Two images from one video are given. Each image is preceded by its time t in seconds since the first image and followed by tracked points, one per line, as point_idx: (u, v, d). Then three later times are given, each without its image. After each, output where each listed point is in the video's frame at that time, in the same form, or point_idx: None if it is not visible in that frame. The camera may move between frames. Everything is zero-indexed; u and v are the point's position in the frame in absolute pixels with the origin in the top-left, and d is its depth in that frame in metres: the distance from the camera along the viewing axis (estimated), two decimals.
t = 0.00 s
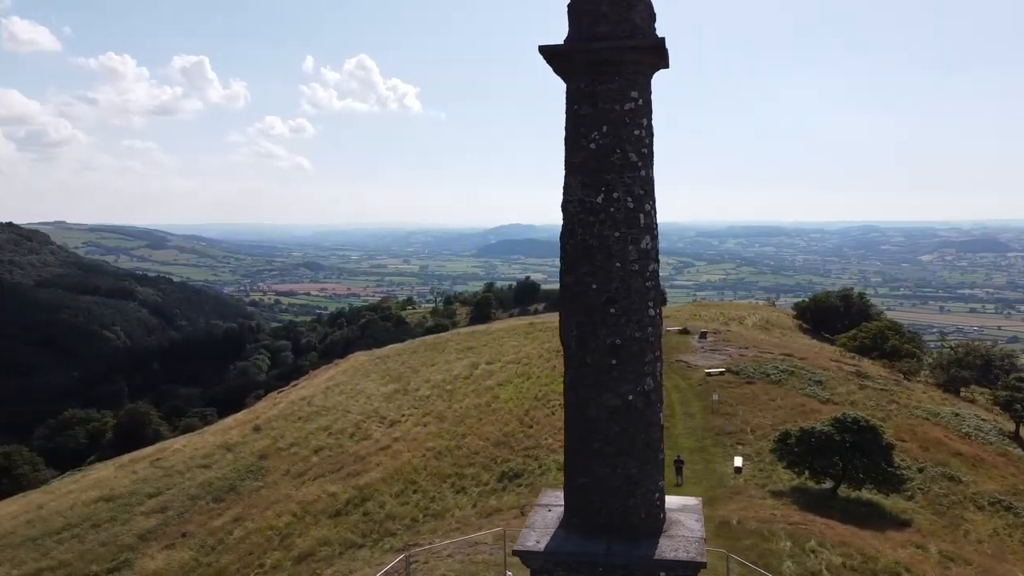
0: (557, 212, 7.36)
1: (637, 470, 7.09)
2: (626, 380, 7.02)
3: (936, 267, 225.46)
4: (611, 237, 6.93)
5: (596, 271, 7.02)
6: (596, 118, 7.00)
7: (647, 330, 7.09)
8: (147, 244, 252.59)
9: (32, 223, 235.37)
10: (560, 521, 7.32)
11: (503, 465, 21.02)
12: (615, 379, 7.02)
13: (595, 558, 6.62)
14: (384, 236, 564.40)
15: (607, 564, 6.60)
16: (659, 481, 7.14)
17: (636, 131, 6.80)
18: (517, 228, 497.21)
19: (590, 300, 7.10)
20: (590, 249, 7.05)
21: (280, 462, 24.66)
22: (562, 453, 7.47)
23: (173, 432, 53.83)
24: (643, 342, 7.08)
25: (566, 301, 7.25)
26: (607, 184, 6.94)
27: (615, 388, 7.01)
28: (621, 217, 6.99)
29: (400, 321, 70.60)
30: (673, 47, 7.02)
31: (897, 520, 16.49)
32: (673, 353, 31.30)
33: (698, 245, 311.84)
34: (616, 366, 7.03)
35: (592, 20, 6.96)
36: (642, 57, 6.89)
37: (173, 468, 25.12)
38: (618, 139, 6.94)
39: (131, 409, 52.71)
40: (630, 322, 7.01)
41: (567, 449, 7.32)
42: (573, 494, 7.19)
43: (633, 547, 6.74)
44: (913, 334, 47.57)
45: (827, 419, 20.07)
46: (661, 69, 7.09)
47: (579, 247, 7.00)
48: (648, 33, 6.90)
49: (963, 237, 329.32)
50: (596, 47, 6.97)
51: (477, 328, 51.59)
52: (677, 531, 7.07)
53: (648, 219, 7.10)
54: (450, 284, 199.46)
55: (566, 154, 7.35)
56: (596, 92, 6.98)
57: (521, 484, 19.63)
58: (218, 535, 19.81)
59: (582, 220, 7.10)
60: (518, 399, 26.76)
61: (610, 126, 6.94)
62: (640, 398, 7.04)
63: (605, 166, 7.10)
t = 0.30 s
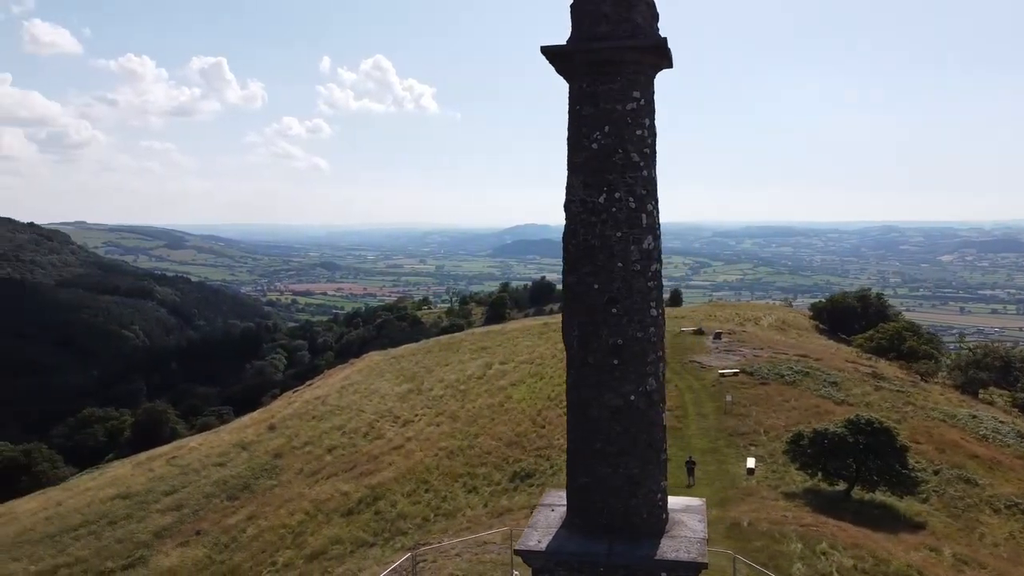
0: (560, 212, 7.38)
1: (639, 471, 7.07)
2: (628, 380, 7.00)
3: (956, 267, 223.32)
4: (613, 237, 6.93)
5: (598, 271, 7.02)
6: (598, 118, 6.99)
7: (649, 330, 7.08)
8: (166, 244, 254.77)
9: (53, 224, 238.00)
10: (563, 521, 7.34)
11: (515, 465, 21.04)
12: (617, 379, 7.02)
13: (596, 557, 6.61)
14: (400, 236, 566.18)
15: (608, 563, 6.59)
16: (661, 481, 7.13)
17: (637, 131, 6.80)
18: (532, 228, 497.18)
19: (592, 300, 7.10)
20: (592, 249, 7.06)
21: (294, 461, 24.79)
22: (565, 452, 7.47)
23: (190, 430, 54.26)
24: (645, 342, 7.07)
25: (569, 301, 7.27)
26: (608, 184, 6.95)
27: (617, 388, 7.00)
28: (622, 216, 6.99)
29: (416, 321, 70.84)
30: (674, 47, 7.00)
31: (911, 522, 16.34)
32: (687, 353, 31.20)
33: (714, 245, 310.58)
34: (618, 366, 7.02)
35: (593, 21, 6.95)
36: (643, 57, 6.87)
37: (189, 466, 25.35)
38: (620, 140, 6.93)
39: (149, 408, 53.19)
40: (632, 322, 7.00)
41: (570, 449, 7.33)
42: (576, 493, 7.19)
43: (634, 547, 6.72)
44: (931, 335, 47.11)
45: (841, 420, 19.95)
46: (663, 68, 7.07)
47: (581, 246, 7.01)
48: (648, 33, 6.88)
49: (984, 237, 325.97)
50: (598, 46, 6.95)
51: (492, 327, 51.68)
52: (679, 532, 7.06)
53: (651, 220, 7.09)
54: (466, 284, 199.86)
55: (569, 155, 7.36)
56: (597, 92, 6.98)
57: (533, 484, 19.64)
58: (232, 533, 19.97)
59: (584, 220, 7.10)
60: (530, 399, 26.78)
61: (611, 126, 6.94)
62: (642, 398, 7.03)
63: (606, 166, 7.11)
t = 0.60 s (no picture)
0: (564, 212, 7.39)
1: (641, 471, 7.06)
2: (630, 380, 6.99)
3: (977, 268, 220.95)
4: (615, 236, 6.92)
5: (600, 270, 7.00)
6: (600, 118, 6.99)
7: (651, 330, 7.06)
8: (185, 243, 256.91)
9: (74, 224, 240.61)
10: (565, 522, 7.35)
11: (527, 465, 21.05)
12: (620, 379, 7.00)
13: (597, 558, 6.59)
14: (416, 236, 567.86)
15: (609, 563, 6.58)
16: (663, 482, 7.10)
17: (639, 131, 6.78)
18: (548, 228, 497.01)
19: (595, 300, 7.09)
20: (594, 249, 7.06)
21: (307, 459, 24.93)
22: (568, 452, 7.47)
23: (207, 428, 54.69)
24: (647, 342, 7.05)
25: (571, 302, 7.27)
26: (611, 184, 6.94)
27: (619, 388, 6.98)
28: (624, 216, 6.98)
29: (431, 321, 71.03)
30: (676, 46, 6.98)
31: (926, 525, 16.19)
32: (702, 354, 31.08)
33: (731, 245, 309.17)
34: (621, 366, 7.00)
35: (596, 21, 6.95)
36: (645, 56, 6.85)
37: (205, 464, 25.57)
38: (623, 140, 6.92)
39: (167, 406, 53.69)
40: (634, 322, 6.98)
41: (572, 449, 7.34)
42: (579, 493, 7.20)
43: (636, 547, 6.71)
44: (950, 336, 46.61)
45: (855, 421, 19.82)
46: (666, 68, 7.05)
47: (583, 246, 7.01)
48: (650, 33, 6.86)
49: (1005, 237, 322.27)
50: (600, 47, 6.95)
51: (507, 327, 51.75)
52: (681, 533, 7.05)
53: (653, 220, 7.08)
54: (482, 283, 200.10)
55: (572, 155, 7.36)
56: (600, 92, 6.98)
57: (545, 483, 19.64)
58: (246, 530, 20.12)
59: (587, 220, 7.10)
60: (543, 399, 26.78)
61: (613, 126, 6.94)
62: (645, 399, 7.01)
63: (608, 166, 7.10)
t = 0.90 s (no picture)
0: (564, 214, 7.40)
1: (643, 470, 7.05)
2: (632, 380, 6.98)
3: (999, 268, 218.37)
4: (616, 236, 6.92)
5: (602, 270, 6.99)
6: (601, 118, 6.99)
7: (653, 330, 7.06)
8: (204, 243, 258.90)
9: (94, 224, 242.99)
10: (567, 521, 7.36)
11: (539, 464, 21.08)
12: (621, 379, 7.00)
13: (598, 558, 6.59)
14: (432, 236, 569.03)
15: (610, 563, 6.56)
16: (664, 482, 7.10)
17: (640, 131, 6.78)
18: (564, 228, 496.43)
19: (596, 300, 7.09)
20: (596, 249, 7.06)
21: (321, 458, 25.06)
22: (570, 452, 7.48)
23: (223, 427, 55.09)
24: (649, 342, 7.04)
25: (573, 301, 7.27)
26: (612, 184, 6.94)
27: (620, 388, 6.99)
28: (626, 216, 6.98)
29: (447, 321, 71.14)
30: (679, 44, 6.95)
31: (940, 528, 16.04)
32: (716, 354, 30.94)
33: (749, 245, 307.48)
34: (622, 366, 7.00)
35: (598, 21, 6.93)
36: (647, 55, 6.83)
37: (220, 462, 25.77)
38: (625, 139, 6.93)
39: (184, 404, 54.11)
40: (636, 323, 6.98)
41: (574, 449, 7.35)
42: (580, 492, 7.21)
43: (637, 547, 6.69)
44: (969, 337, 46.09)
45: (869, 423, 19.66)
46: (668, 68, 7.04)
47: (584, 246, 7.01)
48: (652, 32, 6.84)
49: None
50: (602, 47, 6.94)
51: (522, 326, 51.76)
52: (683, 533, 7.03)
53: (655, 219, 7.08)
54: (498, 284, 200.26)
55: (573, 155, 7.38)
56: (602, 91, 6.96)
57: (556, 484, 19.66)
58: (259, 528, 20.24)
59: (588, 220, 7.11)
60: (556, 399, 26.78)
61: (615, 126, 6.94)
62: (646, 399, 7.00)
63: (610, 166, 7.09)
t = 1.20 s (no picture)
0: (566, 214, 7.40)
1: (644, 470, 7.04)
2: (633, 380, 6.98)
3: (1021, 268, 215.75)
4: (618, 236, 6.92)
5: (603, 270, 6.99)
6: (603, 118, 6.99)
7: (654, 330, 7.05)
8: (222, 243, 260.61)
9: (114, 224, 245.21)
10: (569, 521, 7.36)
11: (551, 465, 21.08)
12: (623, 379, 7.00)
13: (599, 558, 6.60)
14: (448, 236, 569.83)
15: (610, 562, 6.56)
16: (665, 482, 7.08)
17: (642, 131, 6.77)
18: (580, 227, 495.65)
19: (598, 300, 7.08)
20: (597, 249, 7.05)
21: (334, 456, 25.18)
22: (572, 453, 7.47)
23: (240, 425, 55.47)
24: (650, 342, 7.03)
25: (575, 301, 7.27)
26: (614, 184, 6.94)
27: (621, 388, 6.99)
28: (628, 216, 6.97)
29: (462, 320, 71.21)
30: (680, 45, 6.94)
31: (955, 531, 15.89)
32: (730, 355, 30.80)
33: (766, 245, 305.57)
34: (623, 366, 7.00)
35: (599, 20, 6.93)
36: (648, 55, 6.83)
37: (235, 460, 25.96)
38: (626, 139, 6.93)
39: (201, 403, 54.53)
40: (637, 323, 6.97)
41: (575, 449, 7.35)
42: (582, 492, 7.20)
43: (638, 547, 6.69)
44: (989, 338, 45.58)
45: (883, 424, 19.51)
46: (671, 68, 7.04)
47: (586, 245, 7.01)
48: (654, 32, 6.83)
49: None
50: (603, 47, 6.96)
51: (538, 326, 51.73)
52: (685, 533, 7.02)
53: (656, 219, 7.07)
54: (513, 284, 200.22)
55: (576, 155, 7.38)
56: (603, 92, 6.97)
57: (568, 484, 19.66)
58: (271, 526, 20.36)
59: (589, 220, 7.11)
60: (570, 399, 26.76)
61: (617, 127, 6.95)
62: (648, 399, 7.01)
63: (612, 166, 7.10)
